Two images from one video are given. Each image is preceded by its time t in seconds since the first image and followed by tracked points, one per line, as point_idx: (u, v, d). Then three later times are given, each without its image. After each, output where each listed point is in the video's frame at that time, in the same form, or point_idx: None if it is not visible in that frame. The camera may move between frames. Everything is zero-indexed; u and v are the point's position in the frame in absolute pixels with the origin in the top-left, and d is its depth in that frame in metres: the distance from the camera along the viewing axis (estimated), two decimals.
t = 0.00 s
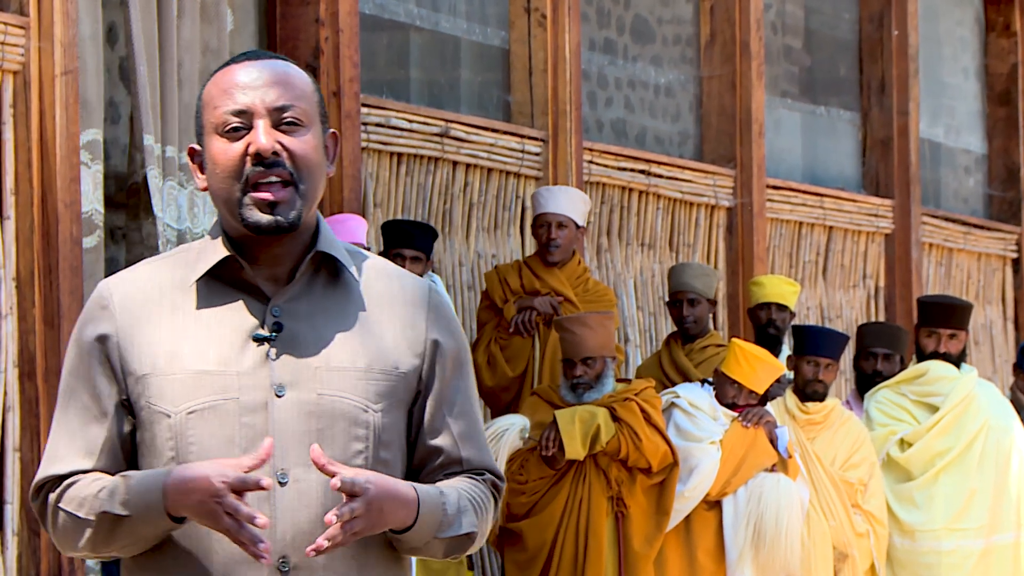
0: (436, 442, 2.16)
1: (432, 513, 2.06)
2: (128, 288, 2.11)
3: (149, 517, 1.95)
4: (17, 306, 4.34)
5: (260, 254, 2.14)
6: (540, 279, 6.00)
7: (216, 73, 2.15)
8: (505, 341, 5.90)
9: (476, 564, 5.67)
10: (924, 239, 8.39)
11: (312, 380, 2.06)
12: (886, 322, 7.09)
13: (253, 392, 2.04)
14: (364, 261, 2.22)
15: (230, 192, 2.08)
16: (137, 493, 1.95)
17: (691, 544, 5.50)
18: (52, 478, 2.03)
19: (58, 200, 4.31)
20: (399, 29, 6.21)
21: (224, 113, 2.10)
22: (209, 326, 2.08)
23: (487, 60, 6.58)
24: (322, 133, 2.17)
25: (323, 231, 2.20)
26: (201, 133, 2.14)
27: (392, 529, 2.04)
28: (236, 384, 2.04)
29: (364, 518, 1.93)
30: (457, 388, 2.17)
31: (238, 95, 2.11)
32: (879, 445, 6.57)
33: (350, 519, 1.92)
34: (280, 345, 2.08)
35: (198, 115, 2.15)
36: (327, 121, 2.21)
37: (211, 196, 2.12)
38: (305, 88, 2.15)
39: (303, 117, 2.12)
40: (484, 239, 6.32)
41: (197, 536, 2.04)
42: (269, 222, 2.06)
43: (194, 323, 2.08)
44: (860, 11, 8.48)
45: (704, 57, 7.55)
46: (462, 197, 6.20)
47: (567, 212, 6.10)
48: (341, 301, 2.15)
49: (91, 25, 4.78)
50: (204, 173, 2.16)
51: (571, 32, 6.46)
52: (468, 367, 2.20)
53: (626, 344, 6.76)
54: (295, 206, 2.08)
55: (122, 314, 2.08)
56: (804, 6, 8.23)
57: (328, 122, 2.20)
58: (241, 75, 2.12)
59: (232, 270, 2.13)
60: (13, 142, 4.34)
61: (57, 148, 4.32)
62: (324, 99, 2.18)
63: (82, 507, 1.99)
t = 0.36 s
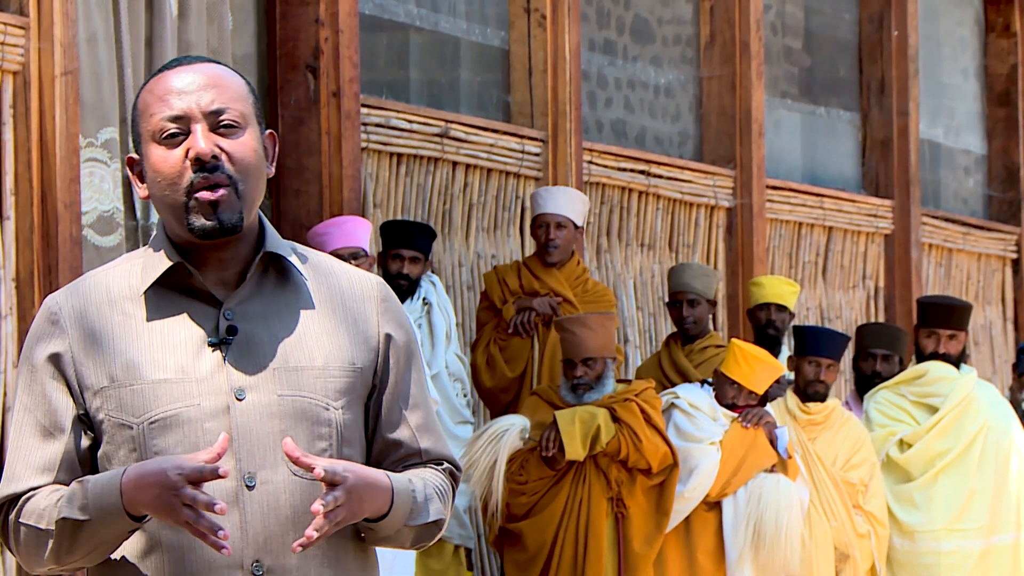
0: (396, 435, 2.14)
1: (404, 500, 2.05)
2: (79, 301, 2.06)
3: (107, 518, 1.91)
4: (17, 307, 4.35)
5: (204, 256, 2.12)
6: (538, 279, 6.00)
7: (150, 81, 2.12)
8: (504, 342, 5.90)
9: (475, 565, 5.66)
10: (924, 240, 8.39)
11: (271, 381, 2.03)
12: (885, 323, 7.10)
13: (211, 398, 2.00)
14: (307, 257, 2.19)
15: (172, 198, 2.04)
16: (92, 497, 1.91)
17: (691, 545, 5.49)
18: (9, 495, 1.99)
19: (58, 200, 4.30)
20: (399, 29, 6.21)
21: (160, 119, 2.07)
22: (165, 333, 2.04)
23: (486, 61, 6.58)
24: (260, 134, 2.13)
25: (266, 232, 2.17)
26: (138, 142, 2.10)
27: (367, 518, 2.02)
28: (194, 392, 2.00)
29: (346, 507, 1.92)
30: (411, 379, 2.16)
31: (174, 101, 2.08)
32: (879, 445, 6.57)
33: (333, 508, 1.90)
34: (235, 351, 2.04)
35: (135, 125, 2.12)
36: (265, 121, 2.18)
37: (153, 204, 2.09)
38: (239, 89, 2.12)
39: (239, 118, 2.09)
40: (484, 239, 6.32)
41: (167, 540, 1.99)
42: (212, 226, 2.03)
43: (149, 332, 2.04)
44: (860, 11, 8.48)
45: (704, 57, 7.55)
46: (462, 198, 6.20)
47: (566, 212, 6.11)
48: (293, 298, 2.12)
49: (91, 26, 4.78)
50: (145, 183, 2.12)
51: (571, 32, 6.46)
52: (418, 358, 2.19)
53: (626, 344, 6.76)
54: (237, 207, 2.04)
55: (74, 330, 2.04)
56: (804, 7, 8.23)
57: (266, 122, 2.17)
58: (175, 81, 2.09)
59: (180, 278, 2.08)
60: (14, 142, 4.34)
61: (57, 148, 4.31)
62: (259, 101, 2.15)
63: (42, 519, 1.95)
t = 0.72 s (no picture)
0: (410, 426, 2.10)
1: (399, 501, 1.99)
2: (96, 305, 2.05)
3: (149, 522, 1.90)
4: (15, 306, 4.33)
5: (215, 257, 2.10)
6: (537, 279, 5.99)
7: (144, 89, 2.10)
8: (503, 342, 5.88)
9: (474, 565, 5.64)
10: (922, 240, 8.39)
11: (288, 375, 2.01)
12: (884, 323, 7.09)
13: (229, 395, 1.98)
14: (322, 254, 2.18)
15: (177, 205, 2.04)
16: (130, 501, 1.90)
17: (689, 546, 5.47)
18: (36, 501, 1.97)
19: (56, 200, 4.28)
20: (397, 29, 6.19)
21: (158, 128, 2.05)
22: (182, 332, 2.02)
23: (484, 60, 6.57)
24: (259, 130, 2.12)
25: (279, 228, 2.16)
26: (140, 152, 2.09)
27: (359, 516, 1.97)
28: (212, 388, 1.98)
29: (323, 510, 1.87)
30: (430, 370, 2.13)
31: (170, 108, 2.06)
32: (877, 446, 6.56)
33: (308, 512, 1.86)
34: (252, 346, 2.02)
35: (134, 134, 2.11)
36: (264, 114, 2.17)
37: (160, 211, 2.08)
38: (234, 88, 2.10)
39: (237, 118, 2.07)
40: (482, 239, 6.30)
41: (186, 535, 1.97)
42: (220, 227, 2.02)
43: (167, 331, 2.02)
44: (858, 11, 8.48)
45: (702, 57, 7.54)
46: (461, 198, 6.19)
47: (565, 212, 6.09)
48: (308, 293, 2.10)
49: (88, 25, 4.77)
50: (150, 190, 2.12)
51: (570, 31, 6.45)
52: (438, 348, 2.16)
53: (624, 344, 6.75)
54: (244, 207, 2.04)
55: (91, 334, 2.02)
56: (802, 7, 8.23)
57: (264, 117, 2.15)
58: (170, 86, 2.07)
59: (193, 278, 2.06)
60: (12, 142, 4.32)
61: (56, 148, 4.30)
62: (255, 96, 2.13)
63: (74, 524, 1.94)
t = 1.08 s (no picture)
0: (448, 432, 2.16)
1: (436, 500, 2.05)
2: (138, 297, 2.13)
3: (179, 508, 1.95)
4: (15, 306, 4.33)
5: (262, 253, 2.18)
6: (536, 279, 6.00)
7: (201, 84, 2.18)
8: (502, 341, 5.89)
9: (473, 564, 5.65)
10: (921, 239, 8.40)
11: (327, 373, 2.08)
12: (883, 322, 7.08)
13: (269, 388, 2.05)
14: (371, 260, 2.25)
15: (225, 195, 2.11)
16: (162, 486, 1.96)
17: (689, 545, 5.48)
18: (71, 486, 2.05)
19: (55, 200, 4.28)
20: (396, 29, 6.20)
21: (210, 121, 2.13)
22: (222, 325, 2.10)
23: (483, 60, 6.57)
24: (310, 128, 2.19)
25: (326, 230, 2.24)
26: (192, 144, 2.17)
27: (392, 513, 2.02)
28: (251, 380, 2.06)
29: (355, 501, 1.93)
30: (467, 377, 2.18)
31: (222, 102, 2.14)
32: (876, 445, 6.57)
33: (338, 502, 1.92)
34: (292, 341, 2.09)
35: (188, 127, 2.19)
36: (317, 116, 2.25)
37: (208, 202, 2.16)
38: (287, 87, 2.18)
39: (288, 115, 2.15)
40: (481, 239, 6.31)
41: (215, 526, 2.03)
42: (265, 216, 2.09)
43: (206, 325, 2.10)
44: (857, 11, 8.48)
45: (701, 57, 7.54)
46: (459, 197, 6.20)
47: (564, 212, 6.08)
48: (349, 295, 2.18)
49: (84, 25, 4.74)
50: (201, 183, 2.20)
51: (569, 31, 6.45)
52: (479, 358, 2.21)
53: (623, 344, 6.76)
54: (290, 199, 2.11)
55: (132, 324, 2.10)
56: (801, 6, 8.23)
57: (316, 116, 2.23)
58: (224, 81, 2.15)
59: (238, 273, 2.15)
60: (10, 142, 4.33)
61: (54, 148, 4.30)
62: (309, 99, 2.22)
63: (104, 509, 2.00)
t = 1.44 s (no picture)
0: (470, 437, 2.19)
1: (455, 502, 2.06)
2: (164, 289, 2.15)
3: (189, 504, 1.96)
4: (15, 306, 4.33)
5: (290, 251, 2.19)
6: (536, 278, 6.00)
7: (234, 77, 2.19)
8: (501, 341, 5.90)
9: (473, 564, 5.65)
10: (921, 239, 8.40)
11: (350, 371, 2.08)
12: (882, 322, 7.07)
13: (291, 384, 2.06)
14: (398, 261, 2.26)
15: (253, 193, 2.13)
16: (174, 481, 1.96)
17: (689, 545, 5.48)
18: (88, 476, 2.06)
19: (55, 200, 4.29)
20: (396, 29, 6.20)
21: (241, 117, 2.14)
22: (246, 319, 2.11)
23: (483, 60, 6.57)
24: (342, 126, 2.19)
25: (355, 230, 2.25)
26: (225, 138, 2.18)
27: (410, 513, 2.03)
28: (274, 376, 2.06)
29: (371, 500, 1.93)
30: (490, 383, 2.20)
31: (254, 96, 2.14)
32: (875, 445, 6.57)
33: (354, 501, 1.92)
34: (316, 339, 2.10)
35: (221, 120, 2.20)
36: (350, 113, 2.24)
37: (238, 199, 2.17)
38: (320, 83, 2.18)
39: (319, 113, 2.15)
40: (481, 238, 6.31)
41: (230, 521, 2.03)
42: (293, 218, 2.11)
43: (229, 319, 2.11)
44: (857, 10, 8.48)
45: (701, 57, 7.55)
46: (460, 197, 6.20)
47: (564, 212, 6.07)
48: (375, 294, 2.18)
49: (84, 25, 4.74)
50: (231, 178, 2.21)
51: (568, 31, 6.45)
52: (503, 364, 2.24)
53: (623, 344, 6.76)
54: (318, 200, 2.13)
55: (156, 316, 2.11)
56: (801, 6, 8.23)
57: (350, 113, 2.22)
58: (257, 75, 2.15)
59: (267, 270, 2.16)
60: (10, 142, 4.34)
61: (54, 148, 4.31)
62: (343, 95, 2.21)
63: (118, 501, 2.02)
